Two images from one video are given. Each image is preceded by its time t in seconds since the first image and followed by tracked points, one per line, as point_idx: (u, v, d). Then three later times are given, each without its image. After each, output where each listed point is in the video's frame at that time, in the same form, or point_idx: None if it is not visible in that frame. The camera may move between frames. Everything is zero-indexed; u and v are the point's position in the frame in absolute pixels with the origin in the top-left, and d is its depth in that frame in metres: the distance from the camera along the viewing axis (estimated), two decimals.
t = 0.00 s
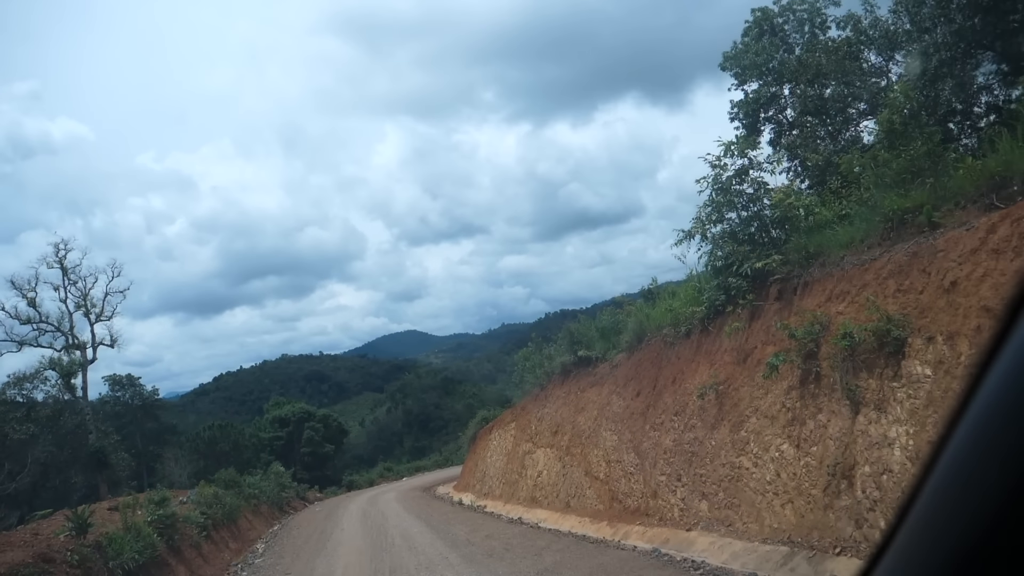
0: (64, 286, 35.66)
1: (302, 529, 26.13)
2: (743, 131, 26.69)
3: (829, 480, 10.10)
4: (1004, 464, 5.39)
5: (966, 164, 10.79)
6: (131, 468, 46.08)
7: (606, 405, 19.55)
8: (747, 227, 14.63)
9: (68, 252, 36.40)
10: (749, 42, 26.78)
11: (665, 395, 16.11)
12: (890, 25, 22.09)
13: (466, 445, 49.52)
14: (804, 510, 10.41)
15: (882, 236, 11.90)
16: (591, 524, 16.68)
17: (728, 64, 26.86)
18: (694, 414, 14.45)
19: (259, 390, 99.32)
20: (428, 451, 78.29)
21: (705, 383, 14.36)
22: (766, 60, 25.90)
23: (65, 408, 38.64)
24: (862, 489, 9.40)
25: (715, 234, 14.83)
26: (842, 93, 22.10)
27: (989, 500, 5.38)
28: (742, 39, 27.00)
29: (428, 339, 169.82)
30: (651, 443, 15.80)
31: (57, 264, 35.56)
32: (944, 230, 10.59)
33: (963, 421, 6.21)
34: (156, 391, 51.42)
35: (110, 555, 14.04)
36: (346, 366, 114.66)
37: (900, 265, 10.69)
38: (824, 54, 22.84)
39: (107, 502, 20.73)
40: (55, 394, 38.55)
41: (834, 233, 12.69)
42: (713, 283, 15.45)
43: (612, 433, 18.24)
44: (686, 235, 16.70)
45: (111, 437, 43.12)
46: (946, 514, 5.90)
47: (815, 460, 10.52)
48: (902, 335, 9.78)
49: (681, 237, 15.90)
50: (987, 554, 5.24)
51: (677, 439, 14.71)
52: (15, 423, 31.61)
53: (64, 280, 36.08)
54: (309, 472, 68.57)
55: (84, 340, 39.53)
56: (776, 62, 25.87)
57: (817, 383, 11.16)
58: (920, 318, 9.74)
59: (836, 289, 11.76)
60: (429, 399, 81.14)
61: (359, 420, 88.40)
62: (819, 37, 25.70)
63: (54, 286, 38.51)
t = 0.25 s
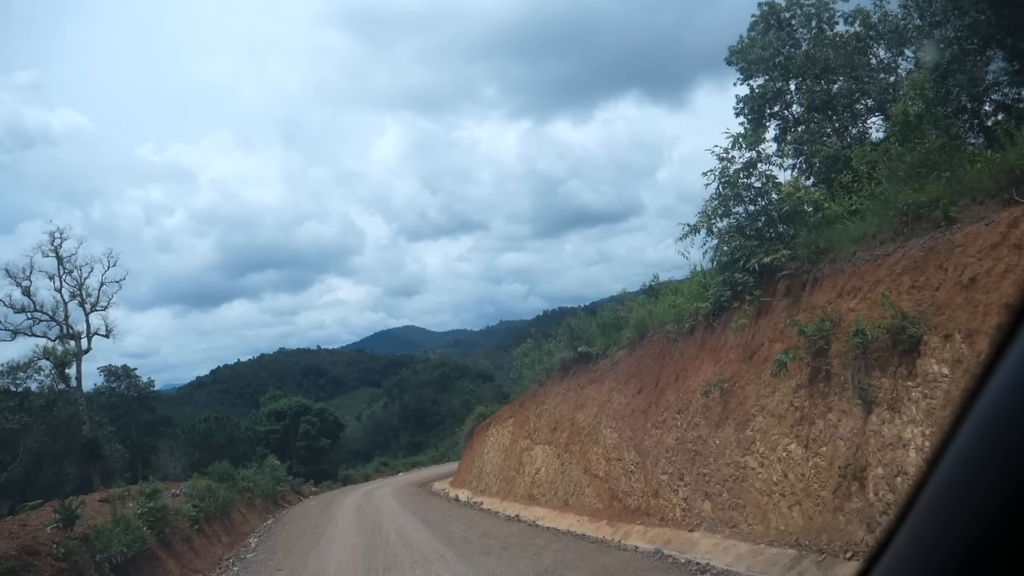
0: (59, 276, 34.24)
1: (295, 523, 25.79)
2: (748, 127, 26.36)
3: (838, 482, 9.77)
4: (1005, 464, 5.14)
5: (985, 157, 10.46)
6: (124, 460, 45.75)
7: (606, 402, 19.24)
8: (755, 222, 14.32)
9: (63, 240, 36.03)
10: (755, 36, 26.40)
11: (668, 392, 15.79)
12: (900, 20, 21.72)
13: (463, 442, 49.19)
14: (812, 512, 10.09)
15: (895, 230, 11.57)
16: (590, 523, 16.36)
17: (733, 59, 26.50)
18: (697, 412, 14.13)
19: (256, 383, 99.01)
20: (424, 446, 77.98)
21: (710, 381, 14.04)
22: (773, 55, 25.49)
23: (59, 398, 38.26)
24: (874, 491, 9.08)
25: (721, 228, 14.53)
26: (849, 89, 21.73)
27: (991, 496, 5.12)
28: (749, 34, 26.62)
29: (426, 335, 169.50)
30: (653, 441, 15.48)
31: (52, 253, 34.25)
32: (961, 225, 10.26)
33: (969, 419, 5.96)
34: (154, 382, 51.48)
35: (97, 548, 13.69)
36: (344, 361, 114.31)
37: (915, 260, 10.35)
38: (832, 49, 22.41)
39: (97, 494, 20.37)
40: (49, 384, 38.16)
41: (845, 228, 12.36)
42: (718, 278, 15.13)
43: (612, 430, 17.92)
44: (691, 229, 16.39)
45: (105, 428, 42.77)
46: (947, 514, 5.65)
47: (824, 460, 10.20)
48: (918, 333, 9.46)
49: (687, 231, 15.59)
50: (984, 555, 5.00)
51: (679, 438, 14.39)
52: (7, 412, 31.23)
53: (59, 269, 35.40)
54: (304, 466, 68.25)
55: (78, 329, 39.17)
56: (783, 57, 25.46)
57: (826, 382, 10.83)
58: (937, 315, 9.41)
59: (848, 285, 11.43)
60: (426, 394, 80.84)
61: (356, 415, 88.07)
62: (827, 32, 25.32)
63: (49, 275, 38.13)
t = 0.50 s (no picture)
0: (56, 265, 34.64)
1: (289, 520, 25.44)
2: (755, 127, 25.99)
3: (851, 490, 9.42)
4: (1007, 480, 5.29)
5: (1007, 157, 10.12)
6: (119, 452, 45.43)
7: (607, 403, 18.89)
8: (766, 220, 13.98)
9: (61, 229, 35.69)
10: (765, 36, 26.00)
11: (672, 394, 15.45)
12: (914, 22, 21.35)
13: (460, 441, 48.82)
14: (822, 521, 9.74)
15: (912, 231, 11.23)
16: (589, 526, 16.01)
17: (743, 58, 26.11)
18: (702, 415, 13.79)
19: (254, 378, 98.73)
20: (421, 445, 77.64)
21: (716, 383, 13.71)
22: (782, 54, 25.10)
23: (53, 389, 37.91)
24: (889, 500, 8.74)
25: (730, 226, 14.21)
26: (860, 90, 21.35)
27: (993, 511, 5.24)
28: (759, 33, 26.23)
29: (425, 333, 169.18)
30: (655, 444, 15.15)
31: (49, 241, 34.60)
32: (981, 226, 9.93)
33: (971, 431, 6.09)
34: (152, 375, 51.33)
35: (84, 542, 13.34)
36: (342, 358, 114.00)
37: (934, 262, 10.01)
38: (843, 49, 22.02)
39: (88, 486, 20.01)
40: (43, 374, 37.81)
41: (859, 228, 12.02)
42: (726, 278, 14.79)
43: (613, 432, 17.57)
44: (699, 227, 16.08)
45: (100, 420, 42.45)
46: (945, 525, 5.79)
47: (835, 467, 9.86)
48: (936, 336, 9.13)
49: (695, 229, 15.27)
50: (987, 564, 5.15)
51: (683, 441, 14.06)
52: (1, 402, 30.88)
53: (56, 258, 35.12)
54: (300, 462, 67.90)
55: (75, 320, 38.84)
56: (793, 58, 25.09)
57: (839, 386, 10.49)
58: (957, 318, 9.08)
59: (862, 287, 11.10)
60: (424, 393, 80.54)
61: (353, 412, 87.69)
62: (838, 33, 24.95)
63: (46, 264, 37.80)
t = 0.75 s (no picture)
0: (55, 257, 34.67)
1: (283, 519, 25.08)
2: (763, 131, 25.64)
3: (865, 501, 9.07)
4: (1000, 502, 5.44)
5: None
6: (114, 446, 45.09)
7: (609, 406, 18.54)
8: (777, 221, 13.65)
9: (60, 220, 35.35)
10: (776, 38, 25.64)
11: (676, 399, 15.10)
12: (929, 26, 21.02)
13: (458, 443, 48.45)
14: (834, 532, 9.39)
15: (930, 235, 10.89)
16: (589, 531, 15.65)
17: (753, 60, 25.77)
18: (708, 420, 13.44)
19: (252, 374, 98.39)
20: (418, 445, 77.26)
21: (722, 388, 13.37)
22: (793, 57, 24.75)
23: (48, 380, 37.56)
24: (905, 512, 8.40)
25: (740, 227, 13.88)
26: (872, 94, 20.99)
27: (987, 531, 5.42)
28: (769, 35, 25.87)
29: (425, 333, 168.85)
30: (658, 449, 14.79)
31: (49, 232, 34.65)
32: (1004, 231, 9.59)
33: (973, 450, 6.23)
34: (149, 369, 51.08)
35: (71, 537, 12.98)
36: (341, 356, 113.66)
37: (954, 267, 9.68)
38: (855, 51, 21.64)
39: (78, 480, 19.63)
40: (39, 365, 37.46)
41: (874, 232, 11.68)
42: (734, 280, 14.45)
43: (615, 436, 17.21)
44: (708, 228, 15.77)
45: (96, 413, 42.12)
46: (940, 544, 6.02)
47: (847, 476, 9.52)
48: (957, 343, 8.80)
49: (704, 229, 14.96)
50: None
51: (687, 446, 13.71)
52: None
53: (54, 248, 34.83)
54: (297, 460, 67.52)
55: (72, 311, 38.51)
56: (804, 61, 24.73)
57: (852, 393, 10.15)
58: (979, 325, 8.75)
59: (877, 291, 10.77)
60: (422, 393, 80.25)
61: (351, 410, 87.29)
62: (849, 36, 24.61)
63: (44, 254, 37.47)
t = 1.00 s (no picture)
0: (53, 248, 34.52)
1: (278, 517, 24.71)
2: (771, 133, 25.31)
3: (881, 511, 8.73)
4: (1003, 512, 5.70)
5: None
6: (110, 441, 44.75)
7: (612, 408, 18.18)
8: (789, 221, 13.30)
9: (59, 211, 35.05)
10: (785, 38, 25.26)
11: (681, 402, 14.74)
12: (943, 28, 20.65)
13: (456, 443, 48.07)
14: (848, 543, 9.04)
15: (949, 237, 10.56)
16: (590, 536, 15.29)
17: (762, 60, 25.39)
18: (714, 424, 13.09)
19: (251, 372, 98.06)
20: (416, 445, 76.88)
21: (730, 391, 13.02)
22: (803, 57, 24.37)
23: (44, 373, 37.20)
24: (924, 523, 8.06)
25: (750, 227, 13.54)
26: (883, 96, 20.63)
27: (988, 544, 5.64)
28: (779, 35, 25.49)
29: (425, 333, 168.51)
30: (662, 452, 14.45)
31: (48, 222, 34.58)
32: None
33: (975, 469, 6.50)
34: (146, 364, 50.76)
35: (58, 533, 12.62)
36: (340, 355, 113.28)
37: (976, 269, 9.34)
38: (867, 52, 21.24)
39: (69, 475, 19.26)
40: (35, 358, 37.11)
41: (889, 233, 11.34)
42: (743, 282, 14.11)
43: (617, 438, 16.86)
44: (716, 228, 15.45)
45: (92, 407, 41.79)
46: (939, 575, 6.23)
47: (862, 484, 9.19)
48: (979, 348, 8.47)
49: (713, 229, 14.62)
50: None
51: (693, 450, 13.35)
52: None
53: (52, 240, 34.52)
54: (294, 458, 67.14)
55: (70, 304, 38.18)
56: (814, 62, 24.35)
57: (867, 399, 9.80)
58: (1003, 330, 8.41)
59: (893, 294, 10.42)
60: (421, 393, 79.94)
61: (349, 409, 86.90)
62: (860, 37, 24.26)
63: (43, 246, 37.13)
